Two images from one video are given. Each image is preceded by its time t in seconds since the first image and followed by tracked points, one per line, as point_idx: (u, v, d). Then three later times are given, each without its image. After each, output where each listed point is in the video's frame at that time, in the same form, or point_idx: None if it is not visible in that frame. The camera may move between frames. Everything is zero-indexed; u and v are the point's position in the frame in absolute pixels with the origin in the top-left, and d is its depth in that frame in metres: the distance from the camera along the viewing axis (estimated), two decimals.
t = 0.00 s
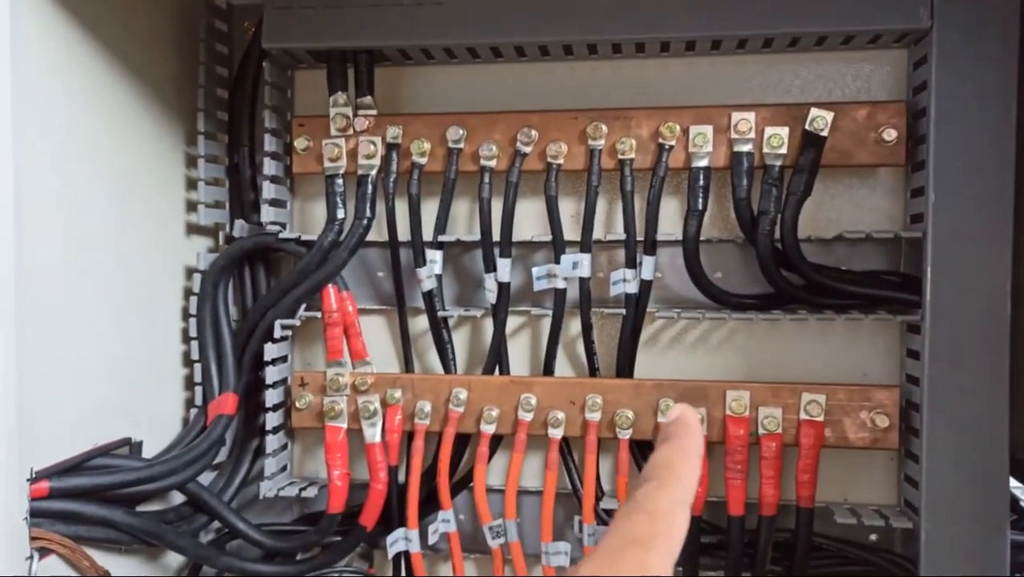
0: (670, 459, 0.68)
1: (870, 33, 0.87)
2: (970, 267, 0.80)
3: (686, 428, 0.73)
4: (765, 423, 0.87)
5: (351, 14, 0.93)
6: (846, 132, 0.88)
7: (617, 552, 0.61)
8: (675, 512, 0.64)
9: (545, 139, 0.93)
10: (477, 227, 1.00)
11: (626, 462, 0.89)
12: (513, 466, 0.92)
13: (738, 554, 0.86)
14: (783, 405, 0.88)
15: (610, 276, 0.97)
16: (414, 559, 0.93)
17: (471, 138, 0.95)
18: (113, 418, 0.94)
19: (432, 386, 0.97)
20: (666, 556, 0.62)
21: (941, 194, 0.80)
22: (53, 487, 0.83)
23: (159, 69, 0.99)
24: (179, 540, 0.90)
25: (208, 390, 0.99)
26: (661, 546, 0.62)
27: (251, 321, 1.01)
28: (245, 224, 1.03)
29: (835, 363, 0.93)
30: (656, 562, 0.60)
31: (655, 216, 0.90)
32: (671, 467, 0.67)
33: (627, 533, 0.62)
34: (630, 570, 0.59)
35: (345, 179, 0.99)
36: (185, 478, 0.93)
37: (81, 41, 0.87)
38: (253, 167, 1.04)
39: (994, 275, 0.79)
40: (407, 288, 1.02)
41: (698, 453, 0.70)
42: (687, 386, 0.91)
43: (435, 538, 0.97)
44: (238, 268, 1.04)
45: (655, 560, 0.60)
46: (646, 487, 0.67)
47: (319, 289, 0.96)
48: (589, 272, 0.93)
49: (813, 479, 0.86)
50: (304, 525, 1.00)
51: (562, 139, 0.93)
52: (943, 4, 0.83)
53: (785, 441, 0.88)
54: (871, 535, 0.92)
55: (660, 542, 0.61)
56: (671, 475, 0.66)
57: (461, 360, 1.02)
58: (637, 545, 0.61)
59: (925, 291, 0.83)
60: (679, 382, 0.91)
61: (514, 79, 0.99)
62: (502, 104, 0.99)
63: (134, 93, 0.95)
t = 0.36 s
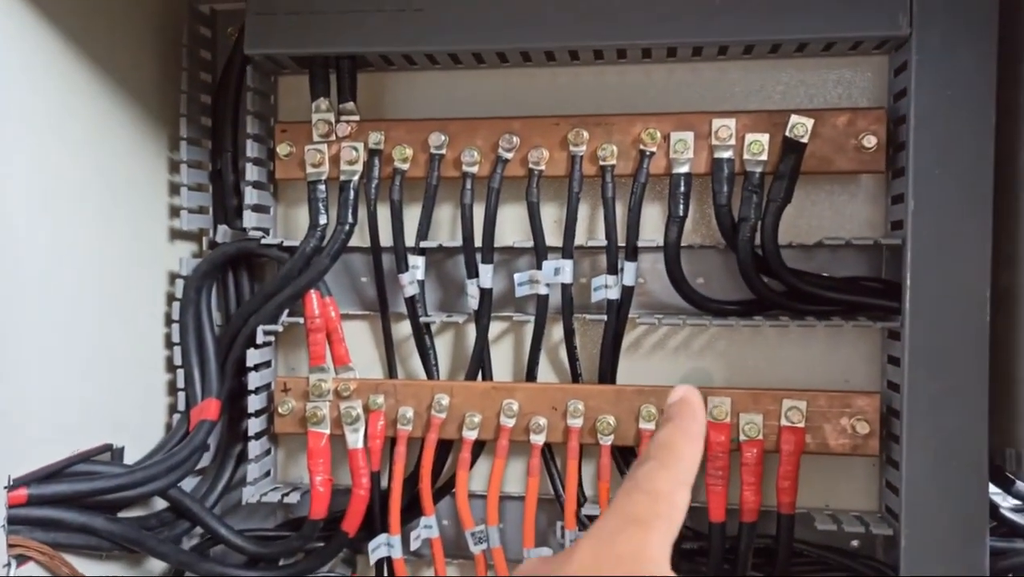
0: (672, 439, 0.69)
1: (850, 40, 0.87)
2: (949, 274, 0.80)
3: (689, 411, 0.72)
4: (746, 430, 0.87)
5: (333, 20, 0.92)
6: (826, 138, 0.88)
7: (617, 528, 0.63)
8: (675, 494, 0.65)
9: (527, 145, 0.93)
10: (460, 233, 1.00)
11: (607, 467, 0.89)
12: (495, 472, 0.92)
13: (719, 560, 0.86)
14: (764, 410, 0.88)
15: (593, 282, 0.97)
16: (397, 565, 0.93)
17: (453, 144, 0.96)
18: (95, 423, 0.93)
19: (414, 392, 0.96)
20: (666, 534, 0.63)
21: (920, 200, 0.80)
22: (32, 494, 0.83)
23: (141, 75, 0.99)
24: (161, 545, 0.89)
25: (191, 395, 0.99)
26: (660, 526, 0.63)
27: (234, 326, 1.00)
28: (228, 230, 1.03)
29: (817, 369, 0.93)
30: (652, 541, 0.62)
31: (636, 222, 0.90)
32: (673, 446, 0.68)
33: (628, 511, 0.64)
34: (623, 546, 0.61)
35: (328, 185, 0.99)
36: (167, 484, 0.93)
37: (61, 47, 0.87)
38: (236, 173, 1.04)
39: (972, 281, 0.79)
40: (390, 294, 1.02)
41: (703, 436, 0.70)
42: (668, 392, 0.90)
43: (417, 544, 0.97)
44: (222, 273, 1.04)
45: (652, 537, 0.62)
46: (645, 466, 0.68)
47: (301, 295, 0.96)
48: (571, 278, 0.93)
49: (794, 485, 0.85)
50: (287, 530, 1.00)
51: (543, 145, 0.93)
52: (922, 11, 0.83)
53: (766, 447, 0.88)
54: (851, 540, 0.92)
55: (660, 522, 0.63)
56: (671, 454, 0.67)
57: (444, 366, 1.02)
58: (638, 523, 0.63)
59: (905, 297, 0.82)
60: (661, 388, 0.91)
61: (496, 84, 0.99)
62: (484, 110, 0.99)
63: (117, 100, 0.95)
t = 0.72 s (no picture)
0: (536, 261, 0.49)
1: (841, 45, 0.86)
2: (940, 280, 0.80)
3: (558, 229, 0.50)
4: (736, 436, 0.87)
5: (323, 24, 0.92)
6: (816, 144, 0.88)
7: (478, 356, 0.47)
8: (551, 291, 0.49)
9: (517, 150, 0.93)
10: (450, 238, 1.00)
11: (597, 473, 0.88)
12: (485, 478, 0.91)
13: (709, 567, 0.85)
14: (754, 417, 0.88)
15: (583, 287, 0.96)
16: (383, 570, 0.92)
17: (443, 149, 0.95)
18: (84, 430, 0.93)
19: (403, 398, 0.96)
20: (540, 335, 0.49)
21: (911, 206, 0.80)
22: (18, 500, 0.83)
23: (130, 78, 0.98)
24: (148, 552, 0.89)
25: (180, 401, 0.99)
26: (534, 329, 0.48)
27: (224, 331, 1.00)
28: (217, 234, 1.02)
29: (807, 376, 0.93)
30: (519, 358, 0.48)
31: (626, 227, 0.89)
32: (537, 269, 0.49)
33: (494, 320, 0.49)
34: (486, 380, 0.46)
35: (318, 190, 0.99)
36: (156, 490, 0.92)
37: (49, 51, 0.86)
38: (227, 177, 1.04)
39: (962, 287, 0.79)
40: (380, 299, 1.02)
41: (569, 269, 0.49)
42: (659, 398, 0.90)
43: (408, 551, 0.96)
44: (212, 277, 1.03)
45: (522, 352, 0.48)
46: (512, 282, 0.50)
47: (290, 300, 0.96)
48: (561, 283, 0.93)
49: (783, 492, 0.85)
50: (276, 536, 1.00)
51: (533, 150, 0.92)
52: (912, 17, 0.82)
53: (756, 453, 0.87)
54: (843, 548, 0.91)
55: (530, 321, 0.48)
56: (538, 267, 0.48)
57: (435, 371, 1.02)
58: (507, 328, 0.48)
59: (896, 303, 0.82)
60: (652, 394, 0.90)
61: (487, 89, 0.99)
62: (474, 115, 0.98)
63: (105, 103, 0.95)
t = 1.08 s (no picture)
0: (521, 150, 0.59)
1: (840, 48, 0.85)
2: (941, 286, 0.78)
3: (543, 135, 0.60)
4: (735, 443, 0.86)
5: (315, 25, 0.91)
6: (814, 147, 0.87)
7: (457, 251, 0.55)
8: (530, 188, 0.58)
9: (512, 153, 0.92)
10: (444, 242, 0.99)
11: (593, 481, 0.87)
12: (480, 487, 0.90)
13: None
14: (752, 423, 0.87)
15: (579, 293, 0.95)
16: None
17: (436, 152, 0.94)
18: (73, 436, 0.92)
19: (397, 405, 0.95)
20: (519, 233, 0.57)
21: (910, 211, 0.79)
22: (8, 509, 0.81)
23: (120, 79, 0.97)
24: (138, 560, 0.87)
25: (171, 407, 0.98)
26: (508, 231, 0.57)
27: (215, 337, 0.99)
28: (209, 239, 1.01)
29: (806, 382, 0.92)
30: (504, 246, 0.56)
31: (623, 232, 0.88)
32: (523, 157, 0.59)
33: (480, 210, 0.58)
34: (463, 274, 0.54)
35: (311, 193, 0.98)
36: (145, 499, 0.91)
37: (38, 51, 0.85)
38: (218, 181, 1.03)
39: (963, 294, 0.78)
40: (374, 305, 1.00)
41: (549, 162, 0.59)
42: (656, 405, 0.89)
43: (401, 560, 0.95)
44: (203, 282, 1.02)
45: (506, 244, 0.56)
46: (499, 172, 0.60)
47: (282, 305, 0.94)
48: (557, 288, 0.91)
49: (782, 500, 0.84)
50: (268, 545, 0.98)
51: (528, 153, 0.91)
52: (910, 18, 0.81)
53: (755, 461, 0.86)
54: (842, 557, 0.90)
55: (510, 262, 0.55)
56: (524, 157, 0.59)
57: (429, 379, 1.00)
58: (486, 227, 0.56)
59: (895, 309, 0.81)
60: (649, 401, 0.89)
61: (482, 92, 0.97)
62: (469, 118, 0.97)
63: (92, 104, 0.93)
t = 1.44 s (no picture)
0: (435, 304, 0.49)
1: (857, 48, 0.84)
2: (961, 291, 0.77)
3: (451, 307, 0.48)
4: (750, 449, 0.84)
5: (323, 24, 0.89)
6: (831, 148, 0.85)
7: (358, 430, 0.45)
8: (445, 343, 0.47)
9: (522, 154, 0.90)
10: (453, 244, 0.97)
11: (605, 488, 0.86)
12: (490, 491, 0.88)
13: None
14: (768, 430, 0.85)
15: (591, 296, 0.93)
16: None
17: (445, 153, 0.92)
18: (75, 442, 0.90)
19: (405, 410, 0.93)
20: (429, 389, 0.46)
21: (929, 213, 0.77)
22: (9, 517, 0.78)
23: (122, 77, 0.95)
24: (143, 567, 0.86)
25: (175, 412, 0.96)
26: (407, 419, 0.45)
27: (220, 340, 0.97)
28: (214, 240, 1.00)
29: (821, 387, 0.90)
30: (407, 400, 0.46)
31: (636, 234, 0.87)
32: (423, 328, 0.48)
33: (388, 378, 0.46)
34: (353, 446, 0.44)
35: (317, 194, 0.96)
36: (150, 504, 0.90)
37: (38, 49, 0.83)
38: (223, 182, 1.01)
39: (984, 299, 0.76)
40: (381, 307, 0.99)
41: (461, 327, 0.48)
42: (669, 410, 0.87)
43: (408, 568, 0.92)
44: (207, 284, 1.00)
45: (414, 402, 0.46)
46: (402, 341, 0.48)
47: (287, 308, 0.93)
48: (568, 291, 0.90)
49: (798, 507, 0.82)
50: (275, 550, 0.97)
51: (539, 154, 0.90)
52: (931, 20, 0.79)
53: (771, 468, 0.85)
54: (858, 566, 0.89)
55: (389, 419, 0.45)
56: (420, 330, 0.47)
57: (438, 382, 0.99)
58: (398, 380, 0.46)
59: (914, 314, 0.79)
60: (663, 406, 0.87)
61: (491, 91, 0.96)
62: (478, 118, 0.96)
63: (94, 106, 0.91)
